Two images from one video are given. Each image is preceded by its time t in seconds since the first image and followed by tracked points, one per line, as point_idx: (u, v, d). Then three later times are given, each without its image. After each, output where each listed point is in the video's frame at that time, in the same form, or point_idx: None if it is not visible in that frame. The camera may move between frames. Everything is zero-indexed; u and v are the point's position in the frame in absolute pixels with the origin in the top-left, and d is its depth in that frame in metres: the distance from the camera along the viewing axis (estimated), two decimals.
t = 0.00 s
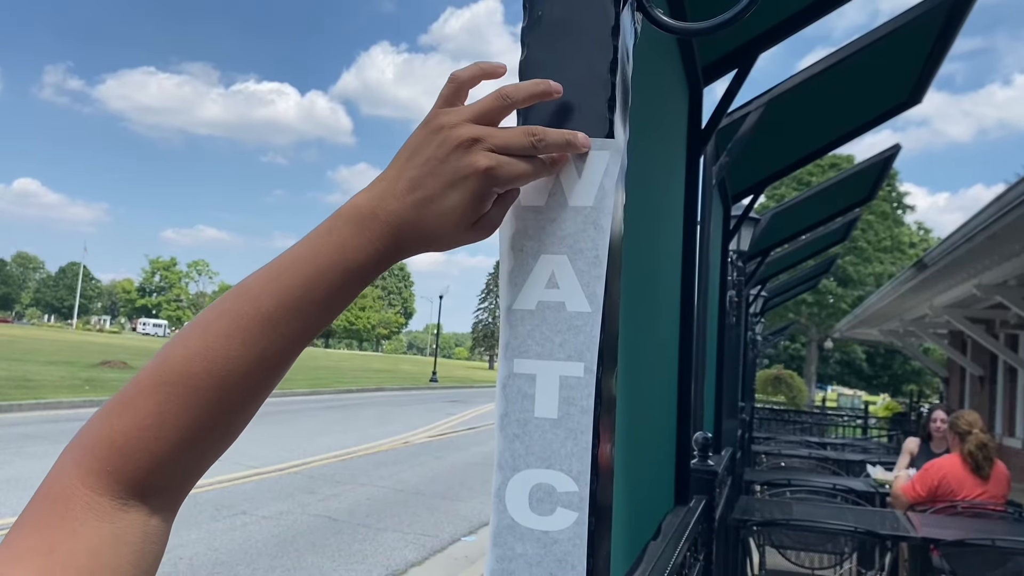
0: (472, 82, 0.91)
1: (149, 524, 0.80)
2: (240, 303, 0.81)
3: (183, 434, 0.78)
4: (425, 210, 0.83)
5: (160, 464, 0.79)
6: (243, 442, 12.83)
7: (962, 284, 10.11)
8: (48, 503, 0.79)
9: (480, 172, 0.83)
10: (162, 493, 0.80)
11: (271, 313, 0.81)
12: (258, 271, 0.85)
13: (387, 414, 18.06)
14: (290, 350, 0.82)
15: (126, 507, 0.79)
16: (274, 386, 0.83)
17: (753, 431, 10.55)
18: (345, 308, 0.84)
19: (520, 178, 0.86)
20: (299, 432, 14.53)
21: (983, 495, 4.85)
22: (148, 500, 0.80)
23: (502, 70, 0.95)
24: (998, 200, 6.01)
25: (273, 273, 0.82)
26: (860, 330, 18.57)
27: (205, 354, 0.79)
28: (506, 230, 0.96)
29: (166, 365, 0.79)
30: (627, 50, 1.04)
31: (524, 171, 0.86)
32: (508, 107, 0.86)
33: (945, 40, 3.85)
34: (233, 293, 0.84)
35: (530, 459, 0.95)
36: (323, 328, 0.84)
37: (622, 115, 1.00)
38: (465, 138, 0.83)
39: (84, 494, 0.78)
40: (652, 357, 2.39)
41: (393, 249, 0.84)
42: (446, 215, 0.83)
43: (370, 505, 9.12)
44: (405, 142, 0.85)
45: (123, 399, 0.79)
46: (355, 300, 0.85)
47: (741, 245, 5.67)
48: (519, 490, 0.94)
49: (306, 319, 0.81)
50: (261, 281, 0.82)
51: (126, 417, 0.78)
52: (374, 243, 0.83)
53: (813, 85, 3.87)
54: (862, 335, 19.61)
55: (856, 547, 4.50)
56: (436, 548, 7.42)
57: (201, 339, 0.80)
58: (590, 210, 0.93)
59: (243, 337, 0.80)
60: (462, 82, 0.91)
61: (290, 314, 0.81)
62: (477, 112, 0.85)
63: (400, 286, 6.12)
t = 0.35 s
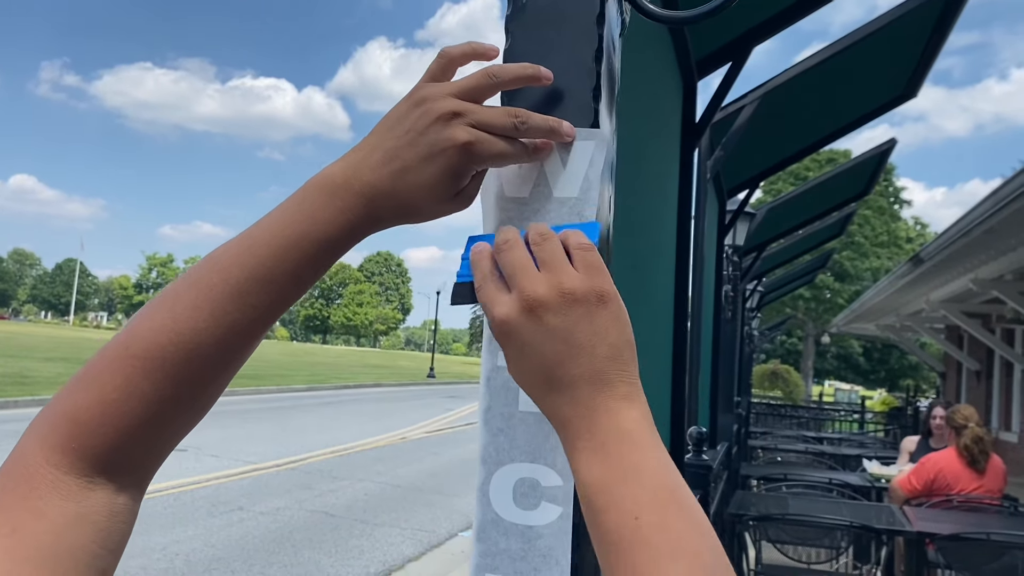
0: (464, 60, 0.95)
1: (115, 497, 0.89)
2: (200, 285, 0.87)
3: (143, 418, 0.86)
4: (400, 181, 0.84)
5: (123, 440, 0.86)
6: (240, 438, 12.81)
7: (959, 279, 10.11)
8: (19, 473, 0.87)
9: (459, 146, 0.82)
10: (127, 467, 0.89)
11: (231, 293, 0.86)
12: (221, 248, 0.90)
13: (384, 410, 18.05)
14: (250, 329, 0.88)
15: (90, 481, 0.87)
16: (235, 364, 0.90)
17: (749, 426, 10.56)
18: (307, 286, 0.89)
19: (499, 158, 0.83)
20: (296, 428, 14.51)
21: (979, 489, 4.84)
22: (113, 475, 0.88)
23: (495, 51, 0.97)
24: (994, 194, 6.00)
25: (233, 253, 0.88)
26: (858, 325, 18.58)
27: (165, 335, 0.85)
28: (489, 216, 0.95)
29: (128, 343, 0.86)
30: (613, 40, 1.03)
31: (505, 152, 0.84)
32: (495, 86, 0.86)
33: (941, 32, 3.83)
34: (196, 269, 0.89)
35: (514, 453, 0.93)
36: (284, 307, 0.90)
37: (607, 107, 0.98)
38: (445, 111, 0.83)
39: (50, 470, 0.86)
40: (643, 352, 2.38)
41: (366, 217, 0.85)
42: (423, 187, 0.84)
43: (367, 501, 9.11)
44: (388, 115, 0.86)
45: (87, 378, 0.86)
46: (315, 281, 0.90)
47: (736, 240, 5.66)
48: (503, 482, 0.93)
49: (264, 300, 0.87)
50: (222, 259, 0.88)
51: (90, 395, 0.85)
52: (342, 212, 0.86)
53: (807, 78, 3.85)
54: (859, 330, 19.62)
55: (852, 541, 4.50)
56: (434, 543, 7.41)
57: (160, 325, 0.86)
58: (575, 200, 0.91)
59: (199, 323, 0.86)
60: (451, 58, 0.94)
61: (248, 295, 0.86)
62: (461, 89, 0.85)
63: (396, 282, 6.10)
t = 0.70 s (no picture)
0: (442, 53, 0.93)
1: (95, 490, 0.88)
2: (178, 276, 0.85)
3: (124, 411, 0.84)
4: (372, 169, 0.82)
5: (103, 432, 0.85)
6: (238, 434, 12.80)
7: (955, 274, 10.11)
8: None
9: (426, 132, 0.81)
10: (108, 460, 0.88)
11: (207, 287, 0.84)
12: (199, 239, 0.89)
13: (381, 406, 18.05)
14: (229, 322, 0.86)
15: (70, 475, 0.86)
16: (215, 357, 0.88)
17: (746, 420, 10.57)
18: (286, 276, 0.88)
19: (470, 145, 0.81)
20: (294, 423, 14.51)
21: (974, 484, 4.87)
22: (94, 468, 0.87)
23: (477, 45, 0.96)
24: (989, 189, 6.00)
25: (210, 246, 0.86)
26: (854, 320, 18.60)
27: (142, 328, 0.84)
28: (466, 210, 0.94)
29: (107, 335, 0.84)
30: (593, 32, 1.02)
31: (475, 139, 0.81)
32: (468, 74, 0.85)
33: (935, 26, 3.82)
34: (175, 260, 0.88)
35: (491, 451, 0.92)
36: (264, 298, 0.88)
37: (588, 98, 0.97)
38: (414, 97, 0.81)
39: (31, 462, 0.85)
40: (634, 349, 2.37)
41: (339, 207, 0.84)
42: (394, 176, 0.82)
43: (363, 496, 9.10)
44: (365, 105, 0.85)
45: (66, 371, 0.85)
46: (296, 270, 0.88)
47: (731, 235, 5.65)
48: (480, 481, 0.92)
49: (241, 292, 0.85)
50: (198, 251, 0.86)
51: (68, 387, 0.84)
52: (314, 204, 0.84)
53: (802, 72, 3.83)
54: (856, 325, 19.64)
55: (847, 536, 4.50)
56: (430, 539, 7.41)
57: (140, 315, 0.84)
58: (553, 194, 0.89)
59: (178, 314, 0.84)
60: (429, 50, 0.93)
61: (226, 286, 0.85)
62: (435, 76, 0.84)
63: (394, 278, 6.07)
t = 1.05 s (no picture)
0: (442, 50, 0.94)
1: (113, 483, 0.88)
2: (189, 274, 0.85)
3: (139, 406, 0.85)
4: (375, 165, 0.83)
5: (120, 427, 0.86)
6: (237, 430, 12.82)
7: (953, 270, 10.13)
8: (18, 460, 0.86)
9: (426, 128, 0.81)
10: (126, 454, 0.88)
11: (218, 284, 0.84)
12: (210, 235, 0.88)
13: (381, 402, 18.07)
14: (242, 318, 0.86)
15: (89, 469, 0.86)
16: (228, 351, 0.88)
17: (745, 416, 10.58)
18: (297, 271, 0.87)
19: (468, 139, 0.82)
20: (294, 419, 14.53)
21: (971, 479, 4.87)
22: (112, 462, 0.87)
23: (478, 41, 0.97)
24: (988, 184, 6.01)
25: (221, 243, 0.85)
26: (852, 316, 18.62)
27: (155, 326, 0.84)
28: (466, 207, 0.94)
29: (121, 333, 0.84)
30: (590, 27, 1.02)
31: (474, 134, 0.82)
32: (469, 69, 0.85)
33: (934, 21, 3.82)
34: (187, 257, 0.87)
35: (491, 444, 0.93)
36: (275, 294, 0.88)
37: (585, 94, 0.98)
38: (413, 94, 0.82)
39: (49, 457, 0.85)
40: (633, 344, 2.38)
41: (345, 205, 0.84)
42: (396, 172, 0.83)
43: (363, 492, 9.12)
44: (367, 102, 0.86)
45: (83, 367, 0.85)
46: (307, 264, 0.88)
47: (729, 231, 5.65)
48: (480, 475, 0.92)
49: (254, 288, 0.85)
50: (209, 248, 0.86)
51: (85, 384, 0.84)
52: (322, 202, 0.84)
53: (801, 67, 3.83)
54: (854, 321, 19.66)
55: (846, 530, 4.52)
56: (429, 535, 7.43)
57: (153, 312, 0.84)
58: (550, 190, 0.91)
59: (190, 312, 0.84)
60: (431, 47, 0.93)
61: (237, 284, 0.84)
62: (435, 74, 0.84)
63: (393, 273, 6.07)
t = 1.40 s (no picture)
0: (447, 44, 0.94)
1: (119, 473, 0.89)
2: (194, 266, 0.86)
3: (145, 397, 0.86)
4: (378, 158, 0.83)
5: (125, 419, 0.86)
6: (239, 425, 12.85)
7: (954, 266, 10.12)
8: (23, 452, 0.87)
9: (428, 121, 0.81)
10: (131, 445, 0.89)
11: (223, 276, 0.85)
12: (214, 227, 0.89)
13: (383, 398, 18.09)
14: (247, 310, 0.87)
15: (95, 460, 0.87)
16: (233, 341, 0.89)
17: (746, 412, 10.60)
18: (301, 264, 0.88)
19: (471, 132, 0.82)
20: (295, 415, 14.56)
21: (972, 474, 4.90)
22: (117, 452, 0.88)
23: (482, 35, 0.97)
24: (990, 180, 6.00)
25: (227, 234, 0.86)
26: (854, 312, 18.62)
27: (161, 317, 0.85)
28: (469, 202, 0.95)
29: (126, 325, 0.85)
30: (592, 21, 1.03)
31: (478, 127, 0.82)
32: (473, 64, 0.85)
33: (936, 16, 3.81)
34: (192, 248, 0.88)
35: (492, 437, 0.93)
36: (280, 285, 0.88)
37: (587, 87, 0.98)
38: (417, 87, 0.82)
39: (55, 447, 0.86)
40: (633, 339, 2.39)
41: (349, 198, 0.85)
42: (398, 164, 0.83)
43: (364, 488, 9.14)
44: (370, 96, 0.86)
45: (89, 358, 0.86)
46: (311, 257, 0.89)
47: (731, 226, 5.66)
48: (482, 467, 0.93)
49: (259, 280, 0.86)
50: (213, 240, 0.86)
51: (91, 375, 0.85)
52: (327, 193, 0.85)
53: (802, 62, 3.82)
54: (854, 317, 19.68)
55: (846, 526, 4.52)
56: (431, 530, 7.45)
57: (159, 302, 0.85)
58: (553, 183, 0.92)
59: (195, 302, 0.85)
60: (435, 42, 0.94)
61: (242, 276, 0.85)
62: (439, 67, 0.84)
63: (394, 269, 6.09)
